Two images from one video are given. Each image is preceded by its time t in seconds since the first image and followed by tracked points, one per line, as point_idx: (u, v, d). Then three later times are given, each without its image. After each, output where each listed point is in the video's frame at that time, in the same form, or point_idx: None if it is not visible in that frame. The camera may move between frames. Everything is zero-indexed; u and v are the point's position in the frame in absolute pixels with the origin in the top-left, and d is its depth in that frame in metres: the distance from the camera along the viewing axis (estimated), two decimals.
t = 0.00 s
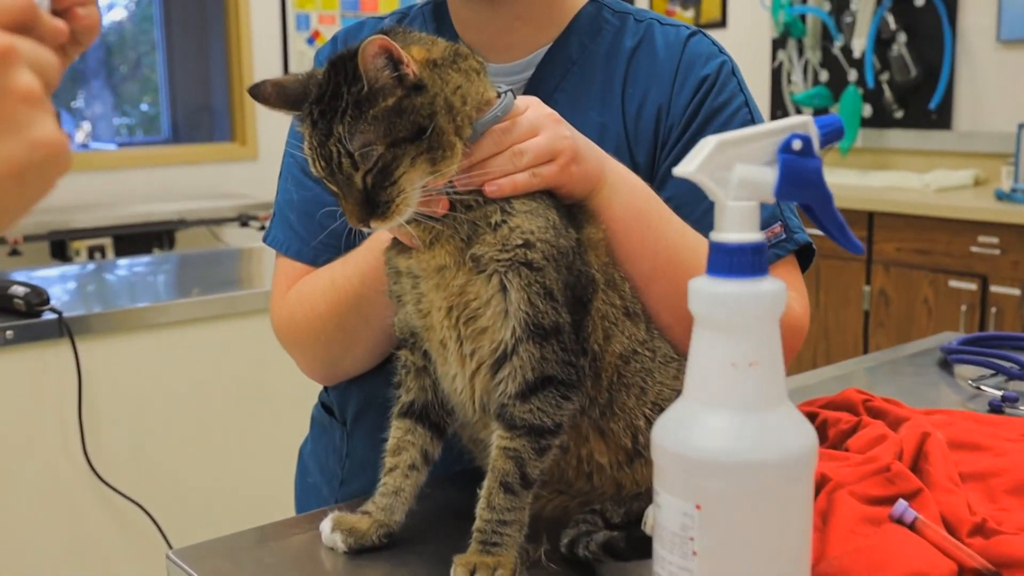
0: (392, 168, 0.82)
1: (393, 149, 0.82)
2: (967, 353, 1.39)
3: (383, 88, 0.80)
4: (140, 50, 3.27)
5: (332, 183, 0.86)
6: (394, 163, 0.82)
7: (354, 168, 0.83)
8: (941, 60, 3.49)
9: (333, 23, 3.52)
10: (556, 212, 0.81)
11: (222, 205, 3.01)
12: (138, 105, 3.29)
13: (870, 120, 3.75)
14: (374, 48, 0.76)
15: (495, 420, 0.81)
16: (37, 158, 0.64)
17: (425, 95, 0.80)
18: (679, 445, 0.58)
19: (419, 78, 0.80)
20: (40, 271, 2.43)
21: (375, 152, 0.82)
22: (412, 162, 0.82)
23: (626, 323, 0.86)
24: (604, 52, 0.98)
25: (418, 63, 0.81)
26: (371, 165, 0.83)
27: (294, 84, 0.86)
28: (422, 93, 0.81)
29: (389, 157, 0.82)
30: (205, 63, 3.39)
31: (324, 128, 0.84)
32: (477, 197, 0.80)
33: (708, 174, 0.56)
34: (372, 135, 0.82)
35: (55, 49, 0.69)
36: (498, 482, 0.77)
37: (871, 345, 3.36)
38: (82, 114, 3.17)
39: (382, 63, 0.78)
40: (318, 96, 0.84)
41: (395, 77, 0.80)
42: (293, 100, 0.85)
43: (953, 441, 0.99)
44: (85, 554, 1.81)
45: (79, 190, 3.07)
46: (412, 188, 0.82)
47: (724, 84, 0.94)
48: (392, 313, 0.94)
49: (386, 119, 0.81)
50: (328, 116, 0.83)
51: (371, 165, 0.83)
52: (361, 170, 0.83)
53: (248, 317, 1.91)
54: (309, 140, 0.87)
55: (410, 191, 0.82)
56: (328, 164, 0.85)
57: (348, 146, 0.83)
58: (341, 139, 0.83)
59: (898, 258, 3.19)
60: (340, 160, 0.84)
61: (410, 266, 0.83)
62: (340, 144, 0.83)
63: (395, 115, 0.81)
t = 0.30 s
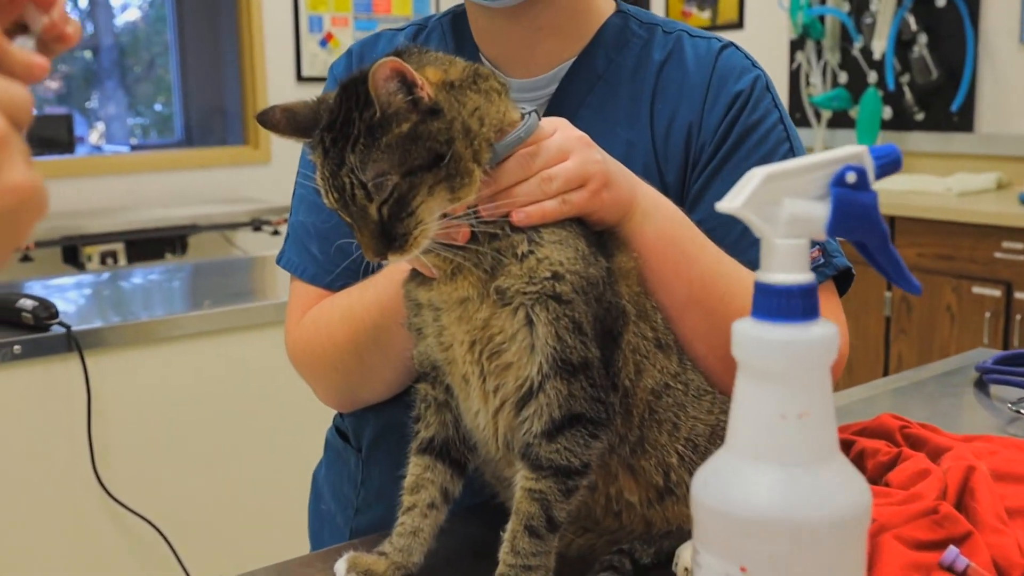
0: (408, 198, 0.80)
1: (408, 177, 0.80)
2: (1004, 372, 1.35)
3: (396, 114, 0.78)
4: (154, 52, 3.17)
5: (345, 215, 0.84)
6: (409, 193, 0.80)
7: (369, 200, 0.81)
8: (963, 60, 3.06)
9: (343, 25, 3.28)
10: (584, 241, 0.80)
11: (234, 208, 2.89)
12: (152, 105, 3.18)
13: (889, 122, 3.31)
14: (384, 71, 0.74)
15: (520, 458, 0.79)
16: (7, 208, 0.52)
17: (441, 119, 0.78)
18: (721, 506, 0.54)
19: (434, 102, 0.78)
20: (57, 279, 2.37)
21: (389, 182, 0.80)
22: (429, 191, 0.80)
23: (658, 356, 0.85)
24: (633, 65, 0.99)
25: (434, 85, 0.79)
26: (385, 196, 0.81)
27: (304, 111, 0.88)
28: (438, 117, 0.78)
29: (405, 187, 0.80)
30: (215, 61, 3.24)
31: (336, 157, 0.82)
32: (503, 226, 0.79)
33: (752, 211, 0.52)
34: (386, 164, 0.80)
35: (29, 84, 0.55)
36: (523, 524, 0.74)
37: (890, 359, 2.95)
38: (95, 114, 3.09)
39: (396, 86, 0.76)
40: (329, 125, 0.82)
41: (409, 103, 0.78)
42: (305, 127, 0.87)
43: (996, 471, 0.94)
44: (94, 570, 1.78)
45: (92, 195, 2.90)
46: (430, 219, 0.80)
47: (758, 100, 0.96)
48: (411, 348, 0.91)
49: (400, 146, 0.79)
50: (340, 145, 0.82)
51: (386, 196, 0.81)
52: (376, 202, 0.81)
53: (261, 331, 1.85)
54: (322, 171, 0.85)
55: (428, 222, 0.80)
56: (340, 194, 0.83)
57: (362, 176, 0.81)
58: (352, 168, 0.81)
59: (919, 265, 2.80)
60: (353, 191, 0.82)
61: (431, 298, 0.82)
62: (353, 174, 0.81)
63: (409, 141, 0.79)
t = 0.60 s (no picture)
0: (426, 223, 0.80)
1: (427, 204, 0.80)
2: None
3: (415, 137, 0.77)
4: (163, 52, 3.10)
5: (360, 240, 0.84)
6: (428, 219, 0.80)
7: (385, 225, 0.81)
8: (978, 60, 3.00)
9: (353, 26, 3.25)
10: (604, 259, 0.79)
11: (243, 210, 2.83)
12: (161, 105, 3.11)
13: (902, 124, 3.25)
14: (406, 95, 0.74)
15: (539, 481, 0.79)
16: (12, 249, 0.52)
17: (460, 141, 0.78)
18: (760, 537, 0.51)
19: (454, 124, 0.78)
20: (69, 284, 2.34)
21: (407, 209, 0.80)
22: (447, 216, 0.80)
23: (682, 376, 0.83)
24: (655, 73, 0.99)
25: (452, 105, 0.79)
26: (403, 221, 0.81)
27: (312, 129, 0.87)
28: (458, 140, 0.78)
29: (424, 213, 0.80)
30: (223, 60, 3.15)
31: (351, 180, 0.82)
32: (525, 245, 0.78)
33: (790, 233, 0.50)
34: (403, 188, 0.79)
35: (27, 113, 0.55)
36: (542, 549, 0.73)
37: (905, 364, 2.88)
38: (105, 114, 3.02)
39: (416, 109, 0.76)
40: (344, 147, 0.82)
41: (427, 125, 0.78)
42: (313, 145, 0.86)
43: None
44: None
45: (100, 197, 2.85)
46: (447, 245, 0.80)
47: (787, 110, 0.95)
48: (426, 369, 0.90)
49: (419, 170, 0.79)
50: (356, 168, 0.81)
51: (404, 222, 0.81)
52: (393, 227, 0.81)
53: (267, 338, 1.83)
54: (335, 192, 0.84)
55: (445, 247, 0.80)
56: (354, 219, 0.83)
57: (379, 201, 0.80)
58: (368, 193, 0.81)
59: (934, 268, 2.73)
60: (370, 216, 0.82)
61: (448, 319, 0.82)
62: (369, 198, 0.81)
63: (428, 165, 0.78)
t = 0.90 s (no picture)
0: (426, 222, 0.80)
1: (427, 202, 0.79)
2: None
3: (417, 135, 0.77)
4: (166, 55, 3.08)
5: (357, 241, 0.84)
6: (428, 218, 0.80)
7: (385, 224, 0.81)
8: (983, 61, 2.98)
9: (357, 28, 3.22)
10: (607, 257, 0.79)
11: (246, 211, 2.82)
12: (165, 107, 3.09)
13: (908, 125, 3.24)
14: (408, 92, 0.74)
15: (543, 483, 0.78)
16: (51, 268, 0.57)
17: (461, 140, 0.78)
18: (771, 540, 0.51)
19: (454, 123, 0.77)
20: (73, 286, 2.33)
21: (408, 207, 0.80)
22: (448, 215, 0.79)
23: (687, 376, 0.82)
24: (663, 71, 0.99)
25: (452, 105, 0.79)
26: (403, 220, 0.80)
27: (305, 130, 0.87)
28: (460, 139, 0.78)
29: (424, 211, 0.79)
30: (226, 61, 3.15)
31: (351, 179, 0.81)
32: (527, 246, 0.77)
33: (801, 228, 0.49)
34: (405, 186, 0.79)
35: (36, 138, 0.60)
36: (547, 551, 0.73)
37: (911, 366, 2.86)
38: (109, 116, 2.99)
39: (418, 106, 0.75)
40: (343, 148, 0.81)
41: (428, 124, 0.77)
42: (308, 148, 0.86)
43: None
44: None
45: (104, 199, 2.84)
46: (446, 245, 0.80)
47: (795, 107, 0.94)
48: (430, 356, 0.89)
49: (420, 168, 0.78)
50: (355, 167, 0.81)
51: (403, 221, 0.80)
52: (393, 226, 0.81)
53: (270, 339, 1.82)
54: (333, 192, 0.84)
55: (444, 248, 0.80)
56: (352, 218, 0.83)
57: (379, 199, 0.80)
58: (368, 191, 0.80)
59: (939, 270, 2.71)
60: (369, 215, 0.81)
61: (451, 323, 0.81)
62: (369, 197, 0.80)
63: (430, 163, 0.78)
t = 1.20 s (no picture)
0: (440, 201, 0.80)
1: (441, 178, 0.80)
2: None
3: (428, 112, 0.79)
4: (168, 57, 3.06)
5: (368, 229, 0.82)
6: (442, 196, 0.80)
7: (399, 206, 0.80)
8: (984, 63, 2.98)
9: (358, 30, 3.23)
10: (601, 257, 0.80)
11: (248, 212, 2.82)
12: (167, 109, 3.08)
13: (909, 126, 3.24)
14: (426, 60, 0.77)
15: (538, 482, 0.79)
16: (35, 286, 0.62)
17: (471, 118, 0.81)
18: (764, 540, 0.51)
19: (464, 103, 0.80)
20: (75, 288, 2.33)
21: (423, 184, 0.80)
22: (462, 191, 0.80)
23: (681, 376, 0.82)
24: (662, 72, 0.99)
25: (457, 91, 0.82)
26: (418, 198, 0.80)
27: (306, 134, 0.88)
28: (470, 119, 0.81)
29: (439, 188, 0.80)
30: (228, 57, 3.11)
31: (359, 169, 0.81)
32: (524, 244, 0.79)
33: (795, 222, 0.49)
34: (419, 163, 0.79)
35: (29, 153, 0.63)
36: (543, 550, 0.73)
37: (911, 367, 2.86)
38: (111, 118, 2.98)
39: (432, 82, 0.78)
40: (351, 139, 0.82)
41: (438, 105, 0.80)
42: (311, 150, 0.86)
43: None
44: None
45: (105, 200, 2.83)
46: (460, 224, 0.81)
47: (794, 108, 0.94)
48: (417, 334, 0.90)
49: (433, 146, 0.80)
50: (364, 156, 0.81)
51: (418, 200, 0.80)
52: (408, 208, 0.80)
53: (269, 340, 1.82)
54: (339, 188, 0.83)
55: (460, 227, 0.80)
56: (362, 205, 0.82)
57: (392, 182, 0.80)
58: (381, 174, 0.80)
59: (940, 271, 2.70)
60: (382, 198, 0.81)
61: (447, 321, 0.82)
62: (381, 182, 0.80)
63: (442, 141, 0.80)
